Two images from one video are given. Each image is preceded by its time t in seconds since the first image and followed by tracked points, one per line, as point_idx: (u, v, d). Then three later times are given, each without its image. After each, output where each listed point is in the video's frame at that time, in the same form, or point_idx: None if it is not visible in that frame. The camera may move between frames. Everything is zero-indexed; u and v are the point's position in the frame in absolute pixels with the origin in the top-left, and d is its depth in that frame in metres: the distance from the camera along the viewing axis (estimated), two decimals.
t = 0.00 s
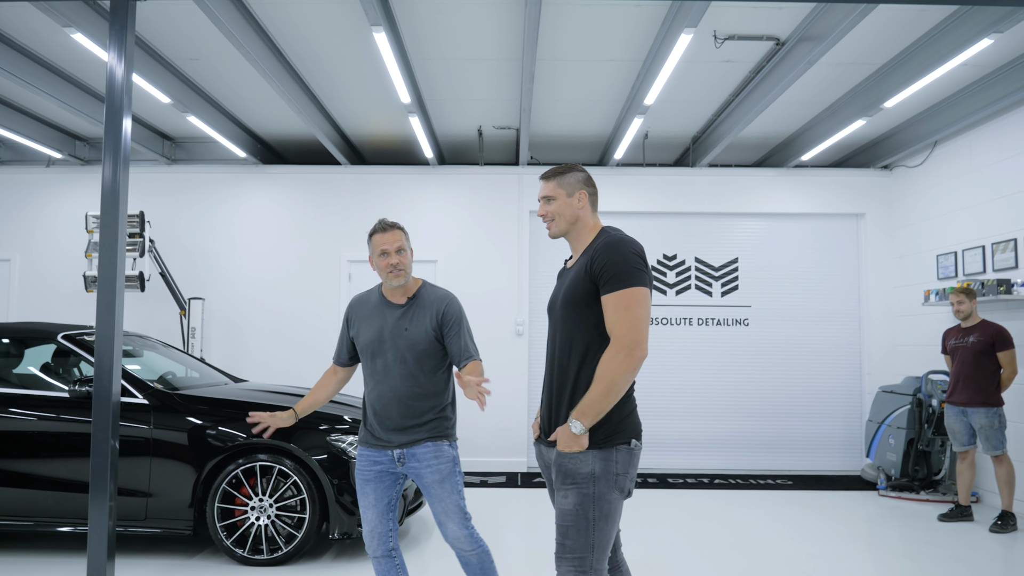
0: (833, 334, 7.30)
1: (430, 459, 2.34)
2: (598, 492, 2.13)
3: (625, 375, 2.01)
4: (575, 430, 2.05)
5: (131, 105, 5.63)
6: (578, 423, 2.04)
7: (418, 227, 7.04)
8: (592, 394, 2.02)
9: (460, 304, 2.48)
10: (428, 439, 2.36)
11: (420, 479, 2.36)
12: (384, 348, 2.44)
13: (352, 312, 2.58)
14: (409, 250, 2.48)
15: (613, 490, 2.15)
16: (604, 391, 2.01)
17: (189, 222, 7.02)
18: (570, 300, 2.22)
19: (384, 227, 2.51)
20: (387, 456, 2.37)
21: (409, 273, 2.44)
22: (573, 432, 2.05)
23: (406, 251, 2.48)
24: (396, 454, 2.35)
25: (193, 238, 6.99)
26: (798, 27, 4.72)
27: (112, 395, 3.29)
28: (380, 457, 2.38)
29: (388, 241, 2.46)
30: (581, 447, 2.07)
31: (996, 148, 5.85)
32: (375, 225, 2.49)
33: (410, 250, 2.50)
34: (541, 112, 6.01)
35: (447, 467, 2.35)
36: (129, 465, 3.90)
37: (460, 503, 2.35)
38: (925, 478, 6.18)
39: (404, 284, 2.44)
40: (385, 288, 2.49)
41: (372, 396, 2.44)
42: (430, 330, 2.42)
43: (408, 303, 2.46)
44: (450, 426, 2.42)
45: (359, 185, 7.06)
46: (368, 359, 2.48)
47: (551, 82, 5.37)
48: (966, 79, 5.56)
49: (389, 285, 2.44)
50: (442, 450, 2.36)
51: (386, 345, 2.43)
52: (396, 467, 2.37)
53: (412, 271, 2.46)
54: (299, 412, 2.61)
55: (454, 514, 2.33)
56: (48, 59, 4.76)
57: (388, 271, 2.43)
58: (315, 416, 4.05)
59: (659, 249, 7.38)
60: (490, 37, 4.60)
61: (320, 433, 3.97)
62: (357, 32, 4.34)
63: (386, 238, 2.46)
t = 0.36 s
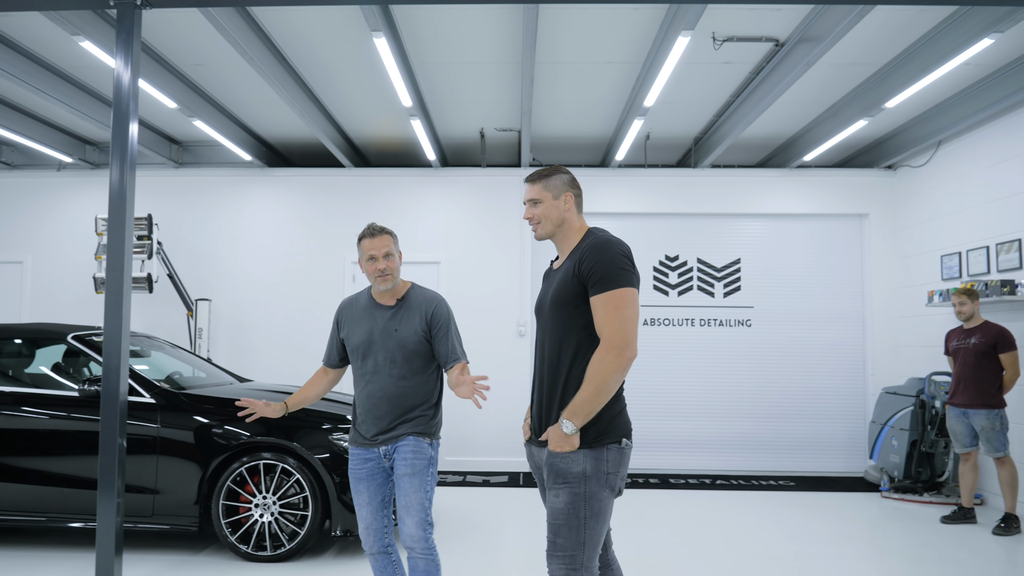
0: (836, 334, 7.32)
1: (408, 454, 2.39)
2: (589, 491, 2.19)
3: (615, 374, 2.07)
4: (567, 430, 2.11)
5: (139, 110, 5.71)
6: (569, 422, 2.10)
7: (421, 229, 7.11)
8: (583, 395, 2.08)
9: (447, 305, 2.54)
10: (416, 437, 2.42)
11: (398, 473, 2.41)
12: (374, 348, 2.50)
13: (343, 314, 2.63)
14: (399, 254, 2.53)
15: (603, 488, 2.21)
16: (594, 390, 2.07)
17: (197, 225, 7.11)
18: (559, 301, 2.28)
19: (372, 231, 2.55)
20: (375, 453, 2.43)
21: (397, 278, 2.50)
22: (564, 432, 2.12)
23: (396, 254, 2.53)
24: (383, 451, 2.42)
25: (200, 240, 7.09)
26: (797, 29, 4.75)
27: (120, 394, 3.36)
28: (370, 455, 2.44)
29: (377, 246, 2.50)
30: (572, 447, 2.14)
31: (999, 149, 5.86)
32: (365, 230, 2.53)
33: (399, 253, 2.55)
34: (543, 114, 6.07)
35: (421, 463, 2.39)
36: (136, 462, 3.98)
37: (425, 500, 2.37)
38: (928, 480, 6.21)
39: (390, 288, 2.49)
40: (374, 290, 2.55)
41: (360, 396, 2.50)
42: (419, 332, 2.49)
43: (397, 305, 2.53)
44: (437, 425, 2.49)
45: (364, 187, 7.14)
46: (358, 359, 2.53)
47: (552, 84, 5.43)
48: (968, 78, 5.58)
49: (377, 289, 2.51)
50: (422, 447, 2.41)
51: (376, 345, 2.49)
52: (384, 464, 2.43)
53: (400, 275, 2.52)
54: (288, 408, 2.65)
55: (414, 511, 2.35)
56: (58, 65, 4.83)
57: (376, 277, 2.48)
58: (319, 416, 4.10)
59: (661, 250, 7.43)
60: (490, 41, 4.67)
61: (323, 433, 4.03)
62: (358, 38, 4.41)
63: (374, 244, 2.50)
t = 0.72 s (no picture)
0: (848, 334, 7.27)
1: (390, 455, 2.43)
2: (588, 494, 2.22)
3: (615, 377, 2.09)
4: (567, 432, 2.13)
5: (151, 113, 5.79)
6: (570, 424, 2.13)
7: (431, 230, 7.15)
8: (583, 396, 2.10)
9: (441, 310, 2.57)
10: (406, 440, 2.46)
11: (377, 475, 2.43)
12: (367, 353, 2.54)
13: (339, 319, 2.68)
14: (392, 260, 2.57)
15: (601, 490, 2.25)
16: (595, 393, 2.09)
17: (210, 226, 7.20)
18: (554, 304, 2.29)
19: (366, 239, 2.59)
20: (362, 454, 2.48)
21: (391, 284, 2.54)
22: (564, 434, 2.15)
23: (389, 261, 2.58)
24: (369, 453, 2.46)
25: (213, 241, 7.18)
26: (803, 26, 4.74)
27: (128, 393, 3.42)
28: (357, 457, 2.48)
29: (371, 253, 2.55)
30: (572, 449, 2.17)
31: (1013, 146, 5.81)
32: (359, 238, 2.58)
33: (393, 260, 2.60)
34: (550, 114, 6.09)
35: (402, 466, 2.42)
36: (147, 460, 4.05)
37: (398, 502, 2.36)
38: (942, 482, 6.19)
39: (385, 294, 2.53)
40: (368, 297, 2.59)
41: (354, 399, 2.55)
42: (412, 337, 2.51)
43: (390, 310, 2.57)
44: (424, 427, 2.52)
45: (373, 188, 7.20)
46: (353, 363, 2.58)
47: (558, 84, 5.44)
48: (980, 74, 5.54)
49: (371, 296, 2.54)
50: (405, 449, 2.44)
51: (369, 350, 2.53)
52: (371, 465, 2.47)
53: (393, 282, 2.56)
54: (286, 406, 2.69)
55: (385, 510, 2.33)
56: (72, 71, 4.90)
57: (369, 283, 2.52)
58: (327, 416, 4.14)
59: (671, 249, 7.42)
60: (494, 42, 4.69)
61: (329, 433, 4.07)
62: (362, 41, 4.45)
63: (368, 251, 2.54)
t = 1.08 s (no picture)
0: (869, 334, 7.16)
1: (384, 463, 2.44)
2: (586, 496, 2.20)
3: (615, 380, 2.08)
4: (565, 433, 2.12)
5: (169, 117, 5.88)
6: (568, 426, 2.12)
7: (446, 231, 7.18)
8: (582, 398, 2.09)
9: (438, 317, 2.59)
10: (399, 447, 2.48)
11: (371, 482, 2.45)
12: (363, 358, 2.56)
13: (336, 321, 2.70)
14: (391, 264, 2.60)
15: (600, 493, 2.23)
16: (594, 395, 2.08)
17: (229, 228, 7.28)
18: (554, 306, 2.28)
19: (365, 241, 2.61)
20: (355, 459, 2.51)
21: (388, 288, 2.56)
22: (563, 436, 2.13)
23: (388, 264, 2.60)
24: (362, 458, 2.49)
25: (232, 243, 7.26)
26: (817, 22, 4.68)
27: (143, 394, 3.47)
28: (351, 462, 2.51)
29: (370, 256, 2.57)
30: (570, 451, 2.15)
31: None
32: (358, 240, 2.60)
33: (392, 264, 2.62)
34: (563, 114, 6.08)
35: (395, 475, 2.44)
36: (162, 459, 4.11)
37: (391, 511, 2.40)
38: (965, 486, 6.07)
39: (383, 298, 2.55)
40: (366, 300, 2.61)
41: (348, 402, 2.57)
42: (409, 342, 2.53)
43: (387, 314, 2.59)
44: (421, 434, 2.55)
45: (389, 189, 7.24)
46: (349, 366, 2.60)
47: (570, 83, 5.43)
48: (1001, 69, 5.44)
49: (368, 298, 2.56)
50: (399, 458, 2.46)
51: (366, 354, 2.55)
52: (364, 470, 2.50)
53: (391, 286, 2.58)
54: (280, 400, 2.71)
55: (377, 519, 2.37)
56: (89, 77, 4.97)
57: (367, 286, 2.53)
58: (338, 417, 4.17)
59: (687, 249, 7.38)
60: (503, 43, 4.69)
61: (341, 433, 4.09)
62: (371, 44, 4.47)
63: (367, 253, 2.56)
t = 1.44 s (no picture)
0: (896, 334, 7.03)
1: (375, 472, 2.44)
2: (589, 504, 2.16)
3: (619, 387, 2.05)
4: (568, 440, 2.09)
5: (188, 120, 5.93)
6: (571, 433, 2.08)
7: (465, 231, 7.18)
8: (586, 405, 2.06)
9: (437, 324, 2.60)
10: (391, 455, 2.48)
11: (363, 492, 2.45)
12: (358, 361, 2.55)
13: (329, 321, 2.69)
14: (394, 266, 2.58)
15: (604, 501, 2.19)
16: (597, 402, 2.05)
17: (250, 230, 7.34)
18: (560, 310, 2.23)
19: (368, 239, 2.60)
20: (347, 470, 2.50)
21: (388, 290, 2.55)
22: (566, 443, 2.10)
23: (391, 266, 2.59)
24: (354, 468, 2.48)
25: (253, 245, 7.32)
26: (837, 18, 4.60)
27: (159, 398, 3.49)
28: (343, 472, 2.50)
29: (370, 255, 2.55)
30: (573, 458, 2.12)
31: None
32: (362, 238, 2.59)
33: (395, 266, 2.61)
34: (581, 114, 6.04)
35: (387, 484, 2.43)
36: (180, 461, 4.14)
37: (382, 522, 2.38)
38: (994, 491, 5.92)
39: (382, 299, 2.54)
40: (363, 301, 2.60)
41: (340, 405, 2.56)
42: (408, 348, 2.54)
43: (385, 318, 2.58)
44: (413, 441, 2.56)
45: (408, 191, 7.25)
46: (342, 369, 2.59)
47: (587, 83, 5.40)
48: None
49: (367, 298, 2.55)
50: (391, 466, 2.46)
51: (361, 358, 2.54)
52: (356, 481, 2.49)
53: (391, 288, 2.56)
54: (273, 403, 2.69)
55: (368, 531, 2.35)
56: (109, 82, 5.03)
57: (366, 286, 2.52)
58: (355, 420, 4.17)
59: (708, 249, 7.30)
60: (518, 44, 4.68)
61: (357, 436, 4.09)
62: (386, 47, 4.48)
63: (369, 253, 2.54)
